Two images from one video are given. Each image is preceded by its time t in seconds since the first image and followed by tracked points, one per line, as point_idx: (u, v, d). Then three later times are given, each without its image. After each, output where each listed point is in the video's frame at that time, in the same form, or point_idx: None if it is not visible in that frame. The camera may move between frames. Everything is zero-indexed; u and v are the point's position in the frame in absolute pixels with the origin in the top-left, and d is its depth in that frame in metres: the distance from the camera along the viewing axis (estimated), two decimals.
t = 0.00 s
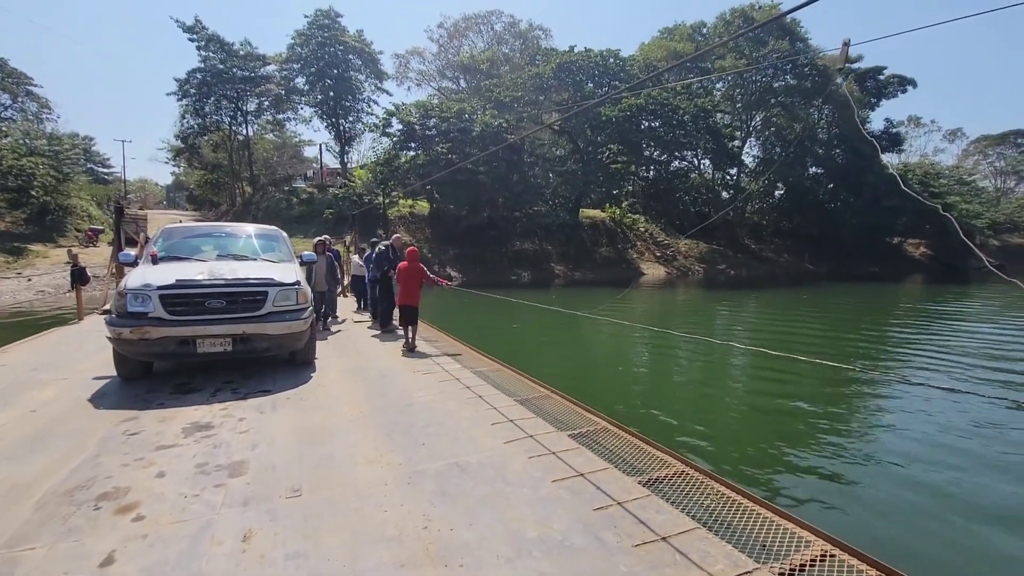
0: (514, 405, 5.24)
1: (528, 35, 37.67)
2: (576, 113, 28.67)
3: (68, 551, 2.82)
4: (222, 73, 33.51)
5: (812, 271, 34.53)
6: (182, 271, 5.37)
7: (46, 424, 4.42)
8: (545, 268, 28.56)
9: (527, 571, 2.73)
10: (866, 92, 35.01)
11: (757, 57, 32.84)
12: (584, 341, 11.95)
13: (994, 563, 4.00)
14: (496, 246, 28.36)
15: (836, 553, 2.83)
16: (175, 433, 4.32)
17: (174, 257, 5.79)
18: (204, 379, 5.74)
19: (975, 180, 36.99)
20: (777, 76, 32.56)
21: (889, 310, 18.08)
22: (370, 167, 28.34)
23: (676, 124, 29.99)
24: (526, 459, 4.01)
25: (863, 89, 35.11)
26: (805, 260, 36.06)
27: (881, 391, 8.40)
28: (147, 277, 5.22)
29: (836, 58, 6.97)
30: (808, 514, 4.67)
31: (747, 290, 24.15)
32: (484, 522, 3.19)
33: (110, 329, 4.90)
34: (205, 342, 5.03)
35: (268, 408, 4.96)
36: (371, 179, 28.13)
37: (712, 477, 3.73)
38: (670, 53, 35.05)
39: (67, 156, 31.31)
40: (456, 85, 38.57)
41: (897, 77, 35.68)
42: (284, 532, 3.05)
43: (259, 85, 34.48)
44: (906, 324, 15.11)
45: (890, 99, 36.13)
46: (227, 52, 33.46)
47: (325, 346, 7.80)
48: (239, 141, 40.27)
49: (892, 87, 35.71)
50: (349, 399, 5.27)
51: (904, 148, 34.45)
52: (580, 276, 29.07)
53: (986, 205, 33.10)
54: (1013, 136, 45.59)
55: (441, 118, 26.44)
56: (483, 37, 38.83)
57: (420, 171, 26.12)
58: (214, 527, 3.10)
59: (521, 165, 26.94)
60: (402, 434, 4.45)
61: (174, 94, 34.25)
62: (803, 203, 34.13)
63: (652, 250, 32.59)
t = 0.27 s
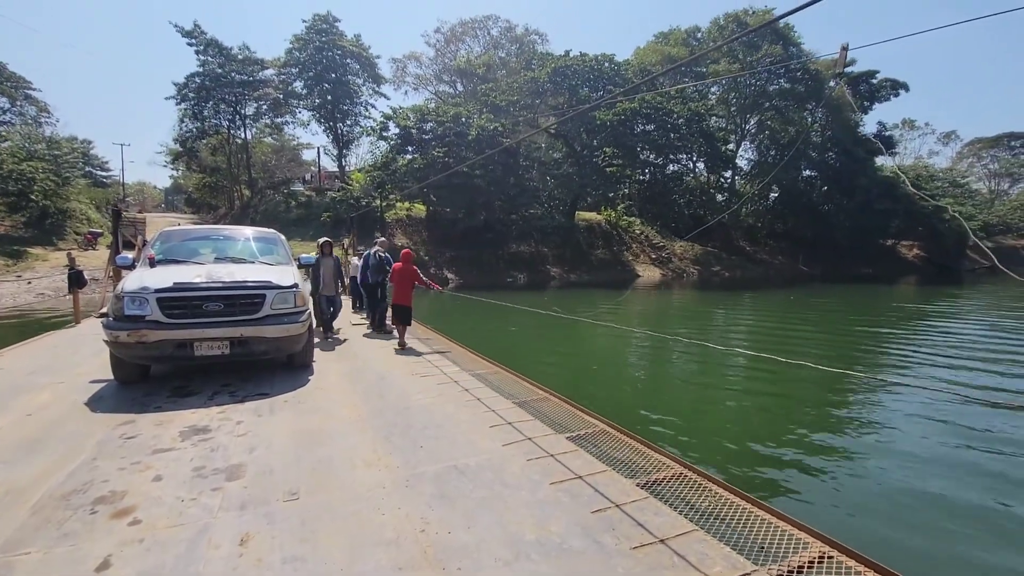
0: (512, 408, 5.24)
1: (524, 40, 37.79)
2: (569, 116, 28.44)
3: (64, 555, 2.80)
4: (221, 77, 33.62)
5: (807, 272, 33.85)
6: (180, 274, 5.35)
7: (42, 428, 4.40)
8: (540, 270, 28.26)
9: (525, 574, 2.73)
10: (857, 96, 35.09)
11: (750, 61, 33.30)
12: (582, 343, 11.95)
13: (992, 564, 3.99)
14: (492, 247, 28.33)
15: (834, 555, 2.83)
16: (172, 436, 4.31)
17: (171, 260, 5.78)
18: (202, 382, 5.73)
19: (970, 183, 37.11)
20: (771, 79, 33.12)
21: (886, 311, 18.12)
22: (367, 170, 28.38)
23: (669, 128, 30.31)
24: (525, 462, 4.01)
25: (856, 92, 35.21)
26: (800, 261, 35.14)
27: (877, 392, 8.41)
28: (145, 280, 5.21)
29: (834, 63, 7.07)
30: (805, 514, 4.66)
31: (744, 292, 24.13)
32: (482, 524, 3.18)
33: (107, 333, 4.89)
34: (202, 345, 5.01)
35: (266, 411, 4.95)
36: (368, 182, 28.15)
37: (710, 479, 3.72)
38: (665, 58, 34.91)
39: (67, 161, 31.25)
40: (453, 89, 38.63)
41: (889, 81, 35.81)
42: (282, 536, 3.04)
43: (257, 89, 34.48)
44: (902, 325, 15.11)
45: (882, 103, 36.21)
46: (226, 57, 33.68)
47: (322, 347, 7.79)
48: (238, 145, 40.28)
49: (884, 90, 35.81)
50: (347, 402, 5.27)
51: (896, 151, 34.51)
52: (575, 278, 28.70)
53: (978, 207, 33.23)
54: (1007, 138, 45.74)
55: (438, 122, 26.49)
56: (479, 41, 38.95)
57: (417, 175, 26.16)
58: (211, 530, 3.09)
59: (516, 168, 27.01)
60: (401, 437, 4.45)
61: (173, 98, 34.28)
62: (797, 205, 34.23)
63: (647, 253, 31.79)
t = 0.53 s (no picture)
0: (511, 410, 5.23)
1: (521, 43, 37.91)
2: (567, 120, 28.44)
3: (61, 558, 2.79)
4: (220, 80, 33.48)
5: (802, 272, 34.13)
6: (178, 276, 5.35)
7: (39, 431, 4.39)
8: (537, 271, 28.38)
9: None
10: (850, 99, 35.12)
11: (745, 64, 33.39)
12: (580, 344, 11.97)
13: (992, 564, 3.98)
14: (491, 248, 28.72)
15: (832, 557, 2.83)
16: (169, 439, 4.30)
17: (169, 262, 5.78)
18: (200, 385, 5.71)
19: (966, 185, 37.23)
20: (766, 82, 33.10)
21: (883, 312, 18.14)
22: (365, 173, 28.38)
23: (664, 131, 29.93)
24: (524, 464, 4.00)
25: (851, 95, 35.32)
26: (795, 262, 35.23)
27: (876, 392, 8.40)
28: (143, 282, 5.20)
29: (829, 67, 7.13)
30: (804, 515, 4.64)
31: (741, 293, 24.16)
32: (480, 526, 3.17)
33: (105, 335, 4.89)
34: (200, 347, 5.01)
35: (264, 413, 4.94)
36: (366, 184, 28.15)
37: (709, 481, 3.72)
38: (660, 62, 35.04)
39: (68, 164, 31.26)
40: (451, 92, 38.68)
41: (884, 85, 35.84)
42: (280, 539, 3.03)
43: (256, 92, 34.42)
44: (899, 325, 15.13)
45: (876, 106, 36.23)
46: (226, 60, 33.52)
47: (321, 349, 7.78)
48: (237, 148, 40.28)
49: (877, 93, 35.79)
50: (345, 404, 5.26)
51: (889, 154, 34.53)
52: (572, 278, 28.78)
53: (974, 209, 33.33)
54: (1003, 140, 45.85)
55: (435, 126, 26.56)
56: (476, 45, 39.07)
57: (414, 177, 26.19)
58: (209, 534, 3.08)
59: (513, 170, 27.09)
60: (399, 439, 4.44)
61: (173, 101, 34.28)
62: (794, 206, 34.31)
63: (644, 254, 32.10)
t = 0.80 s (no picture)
0: (510, 411, 5.23)
1: (519, 46, 38.02)
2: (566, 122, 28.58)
3: (60, 559, 2.79)
4: (221, 82, 33.60)
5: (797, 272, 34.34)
6: (177, 277, 5.34)
7: (38, 432, 4.39)
8: (534, 272, 28.45)
9: None
10: (845, 101, 35.20)
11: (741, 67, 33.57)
12: (578, 344, 11.98)
13: (986, 562, 3.99)
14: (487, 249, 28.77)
15: (829, 556, 2.84)
16: (168, 440, 4.30)
17: (169, 262, 5.78)
18: (200, 385, 5.72)
19: (962, 186, 37.36)
20: (762, 84, 33.05)
21: (879, 312, 18.20)
22: (364, 175, 28.40)
23: (659, 133, 29.83)
24: (522, 464, 4.01)
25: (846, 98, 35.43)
26: (790, 262, 35.55)
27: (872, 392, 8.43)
28: (142, 283, 5.21)
29: (823, 70, 7.20)
30: (800, 514, 4.66)
31: (738, 293, 24.23)
32: (479, 527, 3.18)
33: (103, 336, 4.89)
34: (199, 348, 5.01)
35: (263, 414, 4.94)
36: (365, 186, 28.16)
37: (707, 481, 3.73)
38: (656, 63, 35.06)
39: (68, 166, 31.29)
40: (450, 94, 38.75)
41: (879, 86, 35.89)
42: (279, 539, 3.04)
43: (257, 94, 34.48)
44: (894, 325, 15.16)
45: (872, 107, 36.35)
46: (225, 63, 33.69)
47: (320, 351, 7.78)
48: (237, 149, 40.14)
49: (873, 95, 35.87)
50: (344, 405, 5.26)
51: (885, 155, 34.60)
52: (569, 279, 28.80)
53: (969, 210, 33.47)
54: (999, 141, 45.98)
55: (433, 128, 26.61)
56: (474, 48, 39.17)
57: (412, 179, 26.23)
58: (208, 534, 3.08)
59: (511, 173, 27.18)
60: (398, 439, 4.44)
61: (174, 103, 34.27)
62: (791, 207, 34.41)
63: (640, 255, 32.19)
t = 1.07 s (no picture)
0: (509, 411, 5.24)
1: (518, 48, 38.05)
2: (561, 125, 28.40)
3: (58, 559, 2.79)
4: (221, 84, 33.56)
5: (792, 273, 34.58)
6: (175, 277, 5.34)
7: (36, 432, 4.38)
8: (532, 272, 28.50)
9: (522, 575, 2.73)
10: (841, 103, 35.21)
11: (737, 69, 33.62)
12: (575, 344, 12.01)
13: (981, 561, 4.00)
14: (484, 250, 28.79)
15: (825, 555, 2.86)
16: (167, 440, 4.30)
17: (167, 263, 5.77)
18: (198, 386, 5.72)
19: (959, 187, 37.51)
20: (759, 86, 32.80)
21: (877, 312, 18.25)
22: (363, 176, 28.40)
23: (656, 135, 29.82)
24: (521, 464, 4.02)
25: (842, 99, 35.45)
26: (787, 263, 35.84)
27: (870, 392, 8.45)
28: (140, 283, 5.20)
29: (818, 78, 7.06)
30: (796, 513, 4.66)
31: (735, 293, 24.31)
32: (478, 527, 3.18)
33: (102, 336, 4.88)
34: (197, 348, 5.01)
35: (262, 414, 4.95)
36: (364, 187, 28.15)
37: (705, 480, 3.74)
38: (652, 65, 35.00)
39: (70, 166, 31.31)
40: (449, 95, 38.76)
41: (875, 87, 35.90)
42: (278, 539, 3.04)
43: (257, 95, 34.42)
44: (891, 325, 15.19)
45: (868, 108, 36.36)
46: (226, 64, 33.57)
47: (318, 351, 7.78)
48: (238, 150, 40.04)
49: (870, 97, 35.88)
50: (343, 405, 5.26)
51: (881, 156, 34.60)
52: (566, 279, 28.84)
53: (966, 211, 33.58)
54: (997, 142, 46.04)
55: (431, 130, 26.61)
56: (473, 49, 39.20)
57: (411, 180, 26.22)
58: (207, 534, 3.08)
59: (508, 174, 27.21)
60: (397, 440, 4.45)
61: (175, 104, 34.30)
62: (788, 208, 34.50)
63: (638, 256, 32.44)
